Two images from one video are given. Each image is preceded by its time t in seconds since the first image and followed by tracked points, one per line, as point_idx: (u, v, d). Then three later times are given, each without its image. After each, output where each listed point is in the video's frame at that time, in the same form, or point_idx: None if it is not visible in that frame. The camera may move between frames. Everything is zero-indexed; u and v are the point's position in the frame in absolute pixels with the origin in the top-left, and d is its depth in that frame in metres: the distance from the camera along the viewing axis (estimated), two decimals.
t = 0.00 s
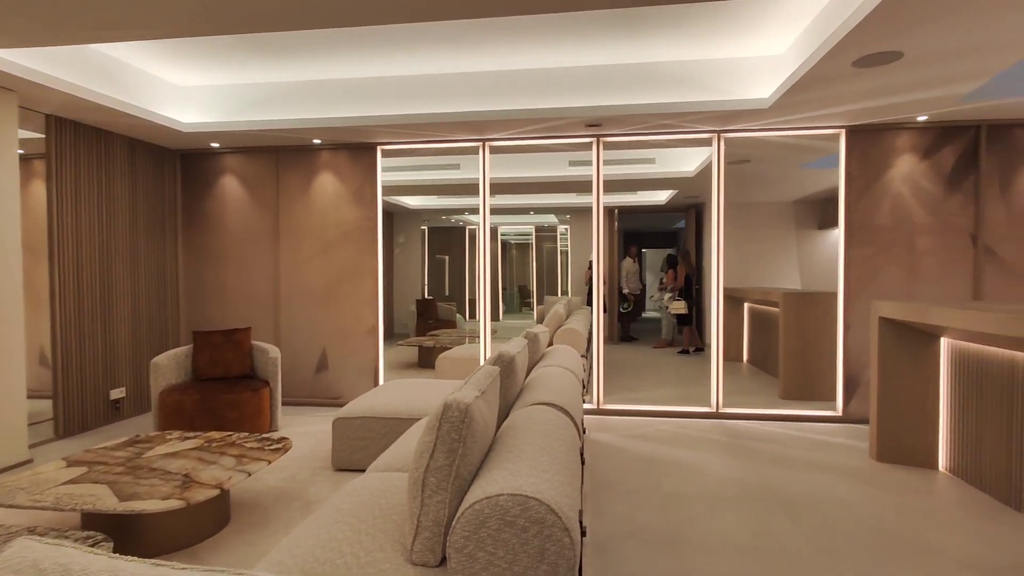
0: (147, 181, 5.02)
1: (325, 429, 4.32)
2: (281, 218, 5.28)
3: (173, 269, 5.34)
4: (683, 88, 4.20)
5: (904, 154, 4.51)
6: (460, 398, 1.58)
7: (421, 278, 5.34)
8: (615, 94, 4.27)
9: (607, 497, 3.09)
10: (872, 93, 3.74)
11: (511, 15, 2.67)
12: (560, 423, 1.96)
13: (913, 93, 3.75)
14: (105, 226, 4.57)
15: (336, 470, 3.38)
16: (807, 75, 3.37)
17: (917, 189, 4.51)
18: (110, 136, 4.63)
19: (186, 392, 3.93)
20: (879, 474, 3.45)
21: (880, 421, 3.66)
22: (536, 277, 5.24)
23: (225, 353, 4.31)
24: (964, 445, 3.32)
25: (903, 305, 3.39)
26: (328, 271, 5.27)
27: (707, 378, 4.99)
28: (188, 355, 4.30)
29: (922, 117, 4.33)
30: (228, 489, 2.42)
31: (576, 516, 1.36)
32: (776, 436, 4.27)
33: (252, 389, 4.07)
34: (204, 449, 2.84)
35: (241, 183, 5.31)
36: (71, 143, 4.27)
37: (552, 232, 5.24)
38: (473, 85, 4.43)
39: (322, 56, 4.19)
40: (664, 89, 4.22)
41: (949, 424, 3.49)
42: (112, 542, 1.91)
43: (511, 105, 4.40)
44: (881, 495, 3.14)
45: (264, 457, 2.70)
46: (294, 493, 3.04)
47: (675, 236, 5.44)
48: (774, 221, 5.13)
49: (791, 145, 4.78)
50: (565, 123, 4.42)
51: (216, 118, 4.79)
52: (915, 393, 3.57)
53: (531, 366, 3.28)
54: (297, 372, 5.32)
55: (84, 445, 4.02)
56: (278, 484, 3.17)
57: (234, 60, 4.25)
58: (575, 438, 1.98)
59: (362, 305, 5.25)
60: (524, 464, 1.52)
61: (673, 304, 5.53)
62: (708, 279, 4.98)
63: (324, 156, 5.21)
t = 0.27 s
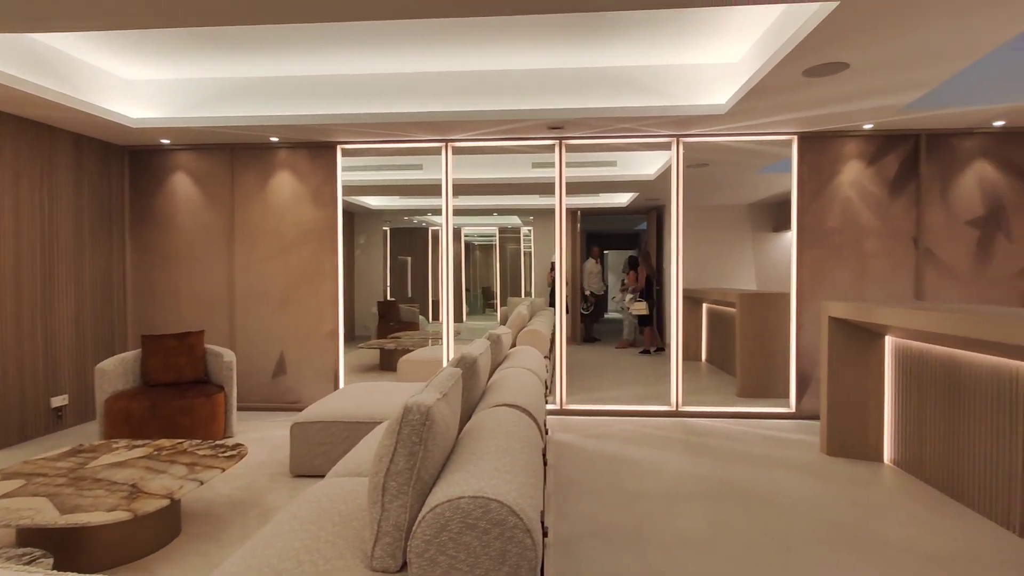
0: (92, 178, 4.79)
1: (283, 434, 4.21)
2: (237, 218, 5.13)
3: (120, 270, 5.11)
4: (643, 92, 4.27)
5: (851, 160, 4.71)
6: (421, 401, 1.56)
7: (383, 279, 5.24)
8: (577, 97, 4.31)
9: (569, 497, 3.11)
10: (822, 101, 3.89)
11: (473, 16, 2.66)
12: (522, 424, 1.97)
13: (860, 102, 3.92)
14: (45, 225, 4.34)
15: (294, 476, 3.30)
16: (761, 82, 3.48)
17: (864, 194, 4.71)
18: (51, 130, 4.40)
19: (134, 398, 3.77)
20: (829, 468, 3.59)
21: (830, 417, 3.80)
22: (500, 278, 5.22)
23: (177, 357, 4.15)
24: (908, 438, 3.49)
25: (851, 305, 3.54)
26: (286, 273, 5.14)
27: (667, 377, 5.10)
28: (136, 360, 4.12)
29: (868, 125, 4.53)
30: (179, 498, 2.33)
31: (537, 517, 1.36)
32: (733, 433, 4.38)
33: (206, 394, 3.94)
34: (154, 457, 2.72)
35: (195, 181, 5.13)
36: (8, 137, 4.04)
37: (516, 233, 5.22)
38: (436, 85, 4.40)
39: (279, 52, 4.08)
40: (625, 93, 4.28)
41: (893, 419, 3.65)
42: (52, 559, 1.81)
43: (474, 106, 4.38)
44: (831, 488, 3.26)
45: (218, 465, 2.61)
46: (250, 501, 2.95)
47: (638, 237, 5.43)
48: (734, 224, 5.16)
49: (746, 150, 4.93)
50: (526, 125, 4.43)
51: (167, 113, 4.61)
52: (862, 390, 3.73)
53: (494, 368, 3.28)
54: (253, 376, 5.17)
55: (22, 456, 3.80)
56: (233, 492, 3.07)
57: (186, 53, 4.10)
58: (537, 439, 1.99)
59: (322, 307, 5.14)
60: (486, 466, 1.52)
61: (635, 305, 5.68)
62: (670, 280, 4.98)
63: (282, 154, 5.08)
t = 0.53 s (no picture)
0: (30, 174, 4.54)
1: (238, 441, 4.08)
2: (189, 217, 4.95)
3: (62, 271, 4.87)
4: (604, 96, 4.33)
5: (802, 166, 4.90)
6: (382, 404, 1.54)
7: (343, 281, 5.15)
8: (539, 99, 4.33)
9: (532, 497, 3.13)
10: (776, 109, 4.04)
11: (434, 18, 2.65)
12: (485, 426, 1.97)
13: (810, 111, 4.07)
14: None
15: (250, 484, 3.21)
16: (717, 89, 3.59)
17: (814, 199, 4.90)
18: None
19: (78, 406, 3.59)
20: (782, 463, 3.72)
21: (783, 414, 3.94)
22: (463, 279, 5.22)
23: (124, 362, 3.98)
24: (855, 433, 3.64)
25: (802, 305, 3.67)
26: (242, 274, 4.99)
27: (628, 377, 5.20)
28: (80, 365, 3.93)
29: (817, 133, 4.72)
30: (127, 509, 2.23)
31: (500, 518, 1.36)
32: (692, 431, 4.49)
33: (156, 400, 3.78)
34: (99, 468, 2.60)
35: (143, 179, 4.93)
36: None
37: (478, 233, 5.24)
38: (398, 85, 4.36)
39: (234, 46, 3.97)
40: (587, 96, 4.33)
41: (841, 415, 3.81)
42: None
43: (436, 106, 4.36)
44: (784, 482, 3.38)
45: (170, 474, 2.52)
46: (203, 511, 2.85)
47: (598, 240, 5.65)
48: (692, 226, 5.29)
49: (703, 155, 5.06)
50: (489, 127, 4.44)
51: (114, 108, 4.42)
52: (812, 387, 3.88)
53: (457, 370, 3.27)
54: (206, 381, 5.00)
55: None
56: (185, 502, 2.96)
57: (134, 45, 3.94)
58: (500, 441, 1.99)
59: (279, 310, 5.01)
60: (449, 469, 1.51)
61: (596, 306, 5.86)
62: (631, 281, 5.09)
63: (238, 152, 4.93)
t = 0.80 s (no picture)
0: None
1: (190, 447, 3.94)
2: (137, 215, 4.75)
3: None
4: (565, 99, 4.37)
5: (756, 171, 5.06)
6: (342, 408, 1.52)
7: (300, 283, 5.14)
8: (500, 100, 4.34)
9: (495, 498, 3.13)
10: (730, 116, 4.16)
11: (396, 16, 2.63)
12: (447, 428, 1.96)
13: (763, 118, 4.22)
14: None
15: (203, 491, 3.10)
16: (675, 95, 3.68)
17: (767, 203, 5.08)
18: None
19: (15, 414, 3.39)
20: (737, 459, 3.83)
21: (738, 411, 4.06)
22: (424, 281, 5.26)
23: (66, 367, 3.78)
24: (806, 429, 3.79)
25: (756, 306, 3.80)
26: (194, 275, 4.82)
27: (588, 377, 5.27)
28: (17, 371, 3.72)
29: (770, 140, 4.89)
30: (69, 522, 2.12)
31: (462, 520, 1.36)
32: (651, 429, 4.58)
33: (101, 407, 3.61)
34: (39, 479, 2.47)
35: (87, 175, 4.70)
36: None
37: (440, 234, 5.30)
38: (357, 83, 4.29)
39: (186, 39, 3.83)
40: (549, 99, 4.36)
41: (793, 411, 3.96)
42: None
43: (396, 106, 4.31)
44: (739, 477, 3.49)
45: (116, 483, 2.41)
46: (152, 521, 2.74)
47: (560, 241, 5.69)
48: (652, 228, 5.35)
49: (662, 159, 5.16)
50: (450, 128, 4.42)
51: (54, 100, 4.20)
52: (765, 384, 4.02)
53: (418, 372, 3.24)
54: (156, 386, 4.80)
55: None
56: (133, 512, 2.83)
57: (77, 34, 3.75)
58: (462, 442, 1.99)
59: (234, 312, 4.86)
60: (410, 471, 1.50)
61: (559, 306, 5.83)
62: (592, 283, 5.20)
63: (189, 149, 4.76)
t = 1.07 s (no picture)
0: None
1: (137, 455, 3.78)
2: (80, 213, 4.53)
3: None
4: (526, 102, 4.40)
5: (712, 176, 5.21)
6: (299, 411, 1.49)
7: (257, 283, 5.01)
8: (462, 101, 4.33)
9: (456, 500, 3.12)
10: (687, 122, 4.28)
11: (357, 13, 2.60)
12: (408, 431, 1.94)
13: (718, 124, 4.35)
14: None
15: (152, 501, 2.99)
16: (634, 100, 3.75)
17: (722, 207, 5.23)
18: None
19: None
20: (693, 456, 3.94)
21: (695, 409, 4.17)
22: (385, 283, 5.22)
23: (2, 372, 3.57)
24: (759, 426, 3.91)
25: (711, 307, 3.90)
26: (142, 275, 4.63)
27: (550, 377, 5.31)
28: None
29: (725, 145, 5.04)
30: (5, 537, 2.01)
31: (423, 522, 1.36)
32: (611, 428, 4.65)
33: (40, 415, 3.43)
34: None
35: (25, 170, 4.45)
36: None
37: (401, 235, 5.27)
38: (316, 80, 4.20)
39: (134, 29, 3.67)
40: (511, 102, 4.38)
41: (746, 409, 4.09)
42: None
43: (356, 105, 4.25)
44: (695, 473, 3.58)
45: (57, 495, 2.29)
46: (97, 533, 2.62)
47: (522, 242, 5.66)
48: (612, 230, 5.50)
49: (622, 163, 5.24)
50: (411, 127, 4.38)
51: None
52: (720, 383, 4.14)
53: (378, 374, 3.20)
54: (100, 391, 4.58)
55: None
56: (75, 525, 2.70)
57: (13, 21, 3.55)
58: (423, 444, 1.97)
59: (185, 314, 4.69)
60: (370, 475, 1.48)
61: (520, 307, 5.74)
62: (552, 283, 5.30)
63: (137, 144, 4.56)
